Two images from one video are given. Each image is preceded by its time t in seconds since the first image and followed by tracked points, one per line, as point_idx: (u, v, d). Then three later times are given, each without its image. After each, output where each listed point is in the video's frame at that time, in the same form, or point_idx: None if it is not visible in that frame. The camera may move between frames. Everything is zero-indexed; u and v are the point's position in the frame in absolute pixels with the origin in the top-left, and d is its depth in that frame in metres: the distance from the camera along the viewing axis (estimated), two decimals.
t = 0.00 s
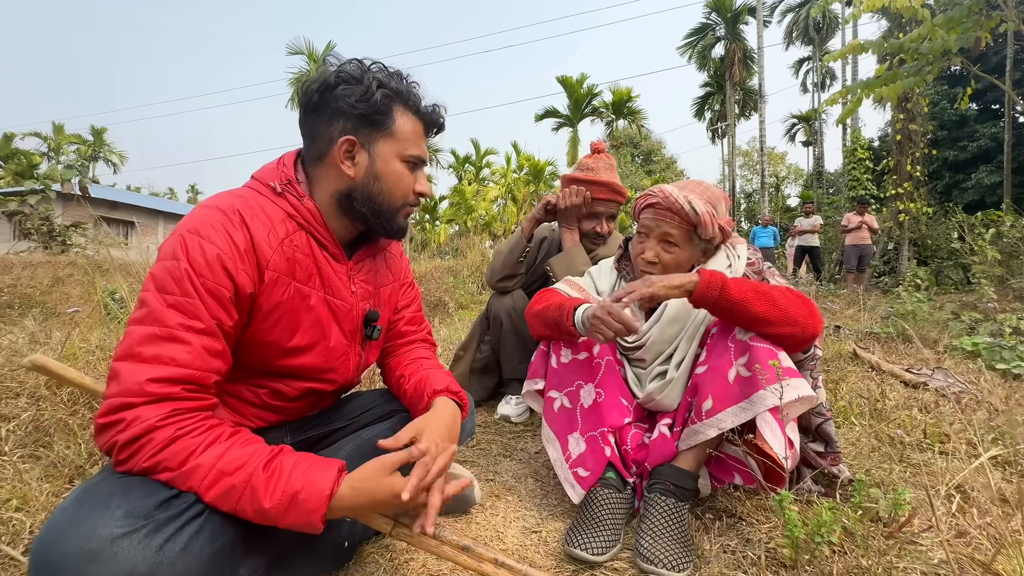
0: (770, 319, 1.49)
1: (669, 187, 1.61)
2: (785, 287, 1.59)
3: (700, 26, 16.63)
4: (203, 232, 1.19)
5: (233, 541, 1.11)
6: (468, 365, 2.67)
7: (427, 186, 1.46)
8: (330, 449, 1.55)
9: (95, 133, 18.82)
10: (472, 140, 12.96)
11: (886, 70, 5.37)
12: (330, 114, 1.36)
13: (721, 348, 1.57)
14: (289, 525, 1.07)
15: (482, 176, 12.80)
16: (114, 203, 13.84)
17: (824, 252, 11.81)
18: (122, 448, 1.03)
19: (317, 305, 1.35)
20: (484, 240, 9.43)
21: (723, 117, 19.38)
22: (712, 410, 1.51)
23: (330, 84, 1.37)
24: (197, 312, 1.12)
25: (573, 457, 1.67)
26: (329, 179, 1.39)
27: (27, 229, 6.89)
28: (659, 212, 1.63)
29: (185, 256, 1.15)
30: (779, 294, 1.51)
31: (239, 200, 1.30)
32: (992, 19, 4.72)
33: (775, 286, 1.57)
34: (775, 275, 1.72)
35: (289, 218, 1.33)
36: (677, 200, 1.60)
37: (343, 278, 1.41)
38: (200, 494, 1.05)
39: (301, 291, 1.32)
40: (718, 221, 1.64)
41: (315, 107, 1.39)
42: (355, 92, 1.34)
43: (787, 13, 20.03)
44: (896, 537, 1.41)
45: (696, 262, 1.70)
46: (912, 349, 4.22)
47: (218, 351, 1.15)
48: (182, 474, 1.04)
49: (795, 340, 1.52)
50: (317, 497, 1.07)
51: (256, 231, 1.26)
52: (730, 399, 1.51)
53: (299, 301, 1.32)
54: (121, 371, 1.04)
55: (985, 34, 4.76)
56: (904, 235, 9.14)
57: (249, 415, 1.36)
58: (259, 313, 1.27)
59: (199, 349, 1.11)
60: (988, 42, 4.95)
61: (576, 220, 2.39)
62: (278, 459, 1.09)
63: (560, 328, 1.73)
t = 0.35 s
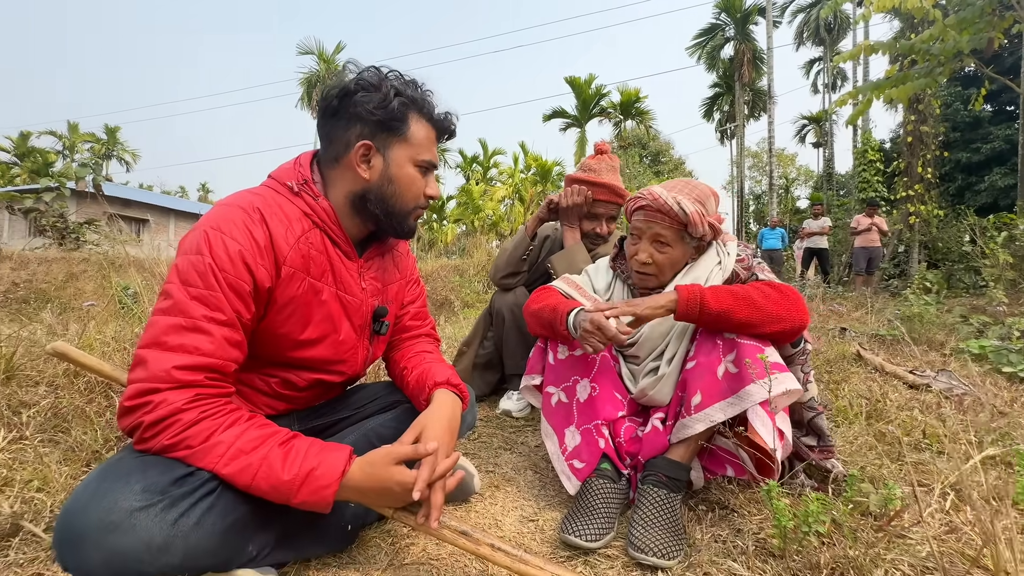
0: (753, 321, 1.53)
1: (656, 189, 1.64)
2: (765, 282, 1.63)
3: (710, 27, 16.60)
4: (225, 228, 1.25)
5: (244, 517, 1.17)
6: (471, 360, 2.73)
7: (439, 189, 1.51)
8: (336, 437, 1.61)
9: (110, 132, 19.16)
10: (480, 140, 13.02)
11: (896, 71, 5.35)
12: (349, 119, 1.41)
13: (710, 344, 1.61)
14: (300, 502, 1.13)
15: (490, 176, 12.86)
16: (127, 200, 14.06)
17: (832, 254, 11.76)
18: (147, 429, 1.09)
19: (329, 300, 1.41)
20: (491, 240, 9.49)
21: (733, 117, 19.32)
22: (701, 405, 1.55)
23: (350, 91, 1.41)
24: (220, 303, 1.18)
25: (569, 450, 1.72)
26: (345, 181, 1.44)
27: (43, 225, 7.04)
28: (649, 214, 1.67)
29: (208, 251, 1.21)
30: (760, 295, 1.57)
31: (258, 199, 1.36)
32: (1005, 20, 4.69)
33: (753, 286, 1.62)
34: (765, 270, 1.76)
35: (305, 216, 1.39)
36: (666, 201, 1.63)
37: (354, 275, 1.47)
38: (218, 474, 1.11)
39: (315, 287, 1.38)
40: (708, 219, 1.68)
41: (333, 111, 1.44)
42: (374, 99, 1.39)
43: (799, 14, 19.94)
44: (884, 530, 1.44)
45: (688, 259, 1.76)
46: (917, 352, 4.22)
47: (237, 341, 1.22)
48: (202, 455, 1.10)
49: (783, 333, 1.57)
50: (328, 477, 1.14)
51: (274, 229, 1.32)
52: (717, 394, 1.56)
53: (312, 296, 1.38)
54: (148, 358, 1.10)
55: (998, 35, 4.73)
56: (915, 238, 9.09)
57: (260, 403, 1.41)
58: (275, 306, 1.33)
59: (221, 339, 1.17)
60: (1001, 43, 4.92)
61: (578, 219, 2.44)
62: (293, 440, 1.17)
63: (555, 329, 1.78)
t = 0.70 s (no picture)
0: (739, 326, 1.61)
1: (645, 200, 1.73)
2: (749, 288, 1.70)
3: (714, 30, 16.65)
4: (239, 233, 1.33)
5: (254, 504, 1.25)
6: (471, 360, 2.81)
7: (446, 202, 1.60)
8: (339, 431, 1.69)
9: (116, 132, 19.33)
10: (484, 142, 13.10)
11: (898, 76, 5.38)
12: (365, 139, 1.48)
13: (699, 348, 1.68)
14: (307, 490, 1.21)
15: (493, 178, 12.93)
16: (134, 199, 14.21)
17: (835, 258, 11.79)
18: (165, 419, 1.17)
19: (335, 303, 1.49)
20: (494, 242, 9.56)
21: (736, 120, 19.35)
22: (688, 405, 1.62)
23: (367, 112, 1.47)
24: (234, 305, 1.26)
25: (562, 446, 1.79)
26: (358, 195, 1.52)
27: (51, 225, 7.16)
28: (639, 223, 1.75)
29: (223, 254, 1.29)
30: (744, 301, 1.64)
31: (270, 206, 1.44)
32: (1006, 26, 4.72)
33: (739, 291, 1.69)
34: (751, 275, 1.83)
35: (314, 222, 1.47)
36: (654, 211, 1.71)
37: (360, 278, 1.55)
38: (230, 462, 1.19)
39: (322, 290, 1.46)
40: (695, 226, 1.76)
41: (349, 130, 1.50)
42: (390, 122, 1.45)
43: (803, 17, 19.95)
44: (862, 524, 1.51)
45: (678, 265, 1.83)
46: (914, 356, 4.27)
47: (250, 340, 1.30)
48: (215, 444, 1.18)
49: (769, 335, 1.64)
50: (333, 467, 1.22)
51: (285, 234, 1.40)
52: (705, 395, 1.62)
53: (320, 298, 1.46)
54: (167, 354, 1.18)
55: (999, 41, 4.76)
56: (917, 242, 9.10)
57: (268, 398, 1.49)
58: (284, 307, 1.41)
59: (235, 338, 1.25)
60: (1002, 49, 4.94)
61: (575, 224, 2.51)
62: (300, 432, 1.25)
63: (549, 332, 1.85)
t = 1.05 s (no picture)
0: (727, 333, 1.67)
1: (633, 207, 1.79)
2: (733, 294, 1.77)
3: (712, 34, 16.75)
4: (242, 239, 1.39)
5: (256, 498, 1.31)
6: (467, 361, 2.88)
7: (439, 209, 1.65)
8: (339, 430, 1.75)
9: (115, 133, 19.38)
10: (483, 145, 13.17)
11: (893, 82, 5.44)
12: (360, 145, 1.55)
13: (685, 352, 1.74)
14: (307, 485, 1.26)
15: (492, 181, 13.00)
16: (133, 201, 14.24)
17: (831, 261, 11.86)
18: (172, 418, 1.23)
19: (333, 306, 1.55)
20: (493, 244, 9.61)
21: (734, 124, 19.44)
22: (674, 406, 1.68)
23: (362, 119, 1.55)
24: (237, 308, 1.32)
25: (553, 445, 1.85)
26: (353, 200, 1.58)
27: (50, 227, 7.20)
28: (628, 229, 1.82)
29: (227, 260, 1.35)
30: (728, 308, 1.70)
31: (272, 213, 1.50)
32: (998, 32, 4.78)
33: (723, 298, 1.75)
34: (736, 278, 1.89)
35: (313, 229, 1.53)
36: (642, 217, 1.77)
37: (357, 283, 1.60)
38: (234, 458, 1.25)
39: (321, 294, 1.51)
40: (681, 231, 1.82)
41: (346, 136, 1.57)
42: (383, 128, 1.52)
43: (801, 21, 20.06)
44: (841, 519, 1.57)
45: (667, 268, 1.89)
46: (906, 358, 4.33)
47: (252, 341, 1.36)
48: (220, 441, 1.24)
49: (754, 339, 1.71)
50: (332, 463, 1.28)
51: (286, 241, 1.46)
52: (691, 397, 1.68)
53: (319, 302, 1.52)
54: (174, 355, 1.24)
55: (992, 47, 4.82)
56: (913, 245, 9.18)
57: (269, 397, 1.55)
58: (285, 311, 1.47)
59: (238, 340, 1.31)
60: (993, 55, 5.01)
61: (569, 228, 2.58)
62: (301, 430, 1.31)
63: (541, 335, 1.91)
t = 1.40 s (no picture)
0: (715, 334, 1.68)
1: (621, 206, 1.81)
2: (720, 294, 1.78)
3: (707, 36, 16.82)
4: (234, 241, 1.39)
5: (249, 500, 1.31)
6: (462, 363, 2.89)
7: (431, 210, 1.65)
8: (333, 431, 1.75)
9: (109, 135, 19.30)
10: (479, 146, 13.17)
11: (885, 83, 5.46)
12: (351, 146, 1.55)
13: (674, 352, 1.75)
14: (301, 486, 1.27)
15: (488, 182, 13.00)
16: (128, 203, 14.19)
17: (826, 262, 11.92)
18: (165, 420, 1.23)
19: (326, 308, 1.55)
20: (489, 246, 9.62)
21: (730, 125, 19.52)
22: (664, 405, 1.69)
23: (353, 120, 1.55)
24: (230, 310, 1.32)
25: (547, 445, 1.86)
26: (346, 201, 1.59)
27: (43, 228, 7.15)
28: (617, 229, 1.83)
29: (220, 262, 1.35)
30: (716, 309, 1.71)
31: (264, 215, 1.50)
32: (989, 35, 4.81)
33: (711, 299, 1.76)
34: (726, 278, 1.90)
35: (306, 231, 1.54)
36: (631, 216, 1.79)
37: (351, 284, 1.61)
38: (228, 460, 1.25)
39: (314, 296, 1.52)
40: (670, 230, 1.84)
41: (338, 137, 1.57)
42: (375, 129, 1.53)
43: (795, 23, 20.17)
44: (831, 518, 1.59)
45: (657, 267, 1.90)
46: (899, 358, 4.36)
47: (245, 344, 1.36)
48: (213, 443, 1.24)
49: (742, 339, 1.73)
50: (325, 464, 1.28)
51: (278, 243, 1.47)
52: (681, 396, 1.70)
53: (312, 303, 1.52)
54: (166, 357, 1.24)
55: (983, 50, 4.85)
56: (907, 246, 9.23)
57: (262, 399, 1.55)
58: (278, 312, 1.47)
59: (231, 342, 1.32)
60: (985, 57, 5.05)
61: (563, 230, 2.58)
62: (294, 430, 1.31)
63: (539, 334, 1.92)
